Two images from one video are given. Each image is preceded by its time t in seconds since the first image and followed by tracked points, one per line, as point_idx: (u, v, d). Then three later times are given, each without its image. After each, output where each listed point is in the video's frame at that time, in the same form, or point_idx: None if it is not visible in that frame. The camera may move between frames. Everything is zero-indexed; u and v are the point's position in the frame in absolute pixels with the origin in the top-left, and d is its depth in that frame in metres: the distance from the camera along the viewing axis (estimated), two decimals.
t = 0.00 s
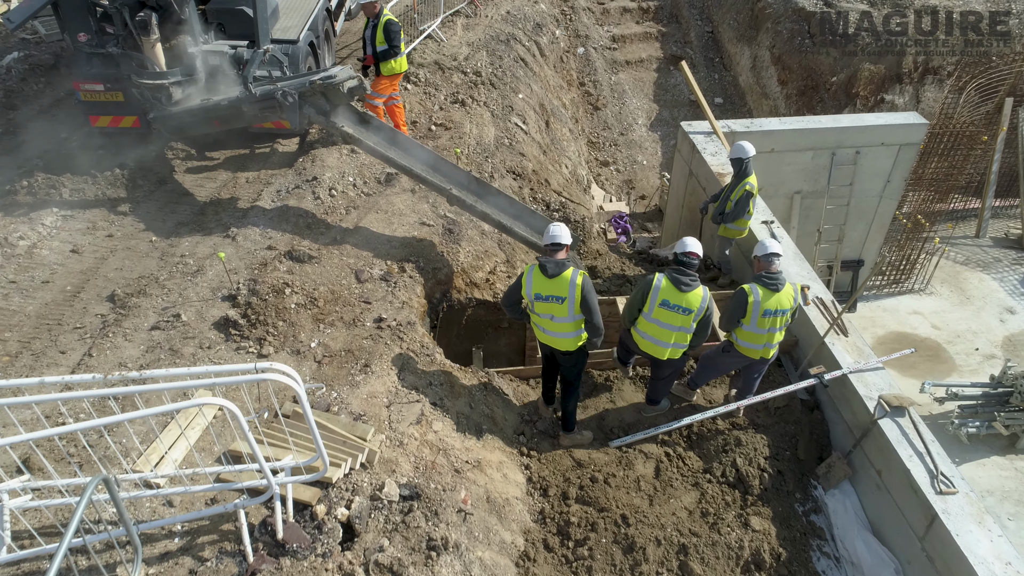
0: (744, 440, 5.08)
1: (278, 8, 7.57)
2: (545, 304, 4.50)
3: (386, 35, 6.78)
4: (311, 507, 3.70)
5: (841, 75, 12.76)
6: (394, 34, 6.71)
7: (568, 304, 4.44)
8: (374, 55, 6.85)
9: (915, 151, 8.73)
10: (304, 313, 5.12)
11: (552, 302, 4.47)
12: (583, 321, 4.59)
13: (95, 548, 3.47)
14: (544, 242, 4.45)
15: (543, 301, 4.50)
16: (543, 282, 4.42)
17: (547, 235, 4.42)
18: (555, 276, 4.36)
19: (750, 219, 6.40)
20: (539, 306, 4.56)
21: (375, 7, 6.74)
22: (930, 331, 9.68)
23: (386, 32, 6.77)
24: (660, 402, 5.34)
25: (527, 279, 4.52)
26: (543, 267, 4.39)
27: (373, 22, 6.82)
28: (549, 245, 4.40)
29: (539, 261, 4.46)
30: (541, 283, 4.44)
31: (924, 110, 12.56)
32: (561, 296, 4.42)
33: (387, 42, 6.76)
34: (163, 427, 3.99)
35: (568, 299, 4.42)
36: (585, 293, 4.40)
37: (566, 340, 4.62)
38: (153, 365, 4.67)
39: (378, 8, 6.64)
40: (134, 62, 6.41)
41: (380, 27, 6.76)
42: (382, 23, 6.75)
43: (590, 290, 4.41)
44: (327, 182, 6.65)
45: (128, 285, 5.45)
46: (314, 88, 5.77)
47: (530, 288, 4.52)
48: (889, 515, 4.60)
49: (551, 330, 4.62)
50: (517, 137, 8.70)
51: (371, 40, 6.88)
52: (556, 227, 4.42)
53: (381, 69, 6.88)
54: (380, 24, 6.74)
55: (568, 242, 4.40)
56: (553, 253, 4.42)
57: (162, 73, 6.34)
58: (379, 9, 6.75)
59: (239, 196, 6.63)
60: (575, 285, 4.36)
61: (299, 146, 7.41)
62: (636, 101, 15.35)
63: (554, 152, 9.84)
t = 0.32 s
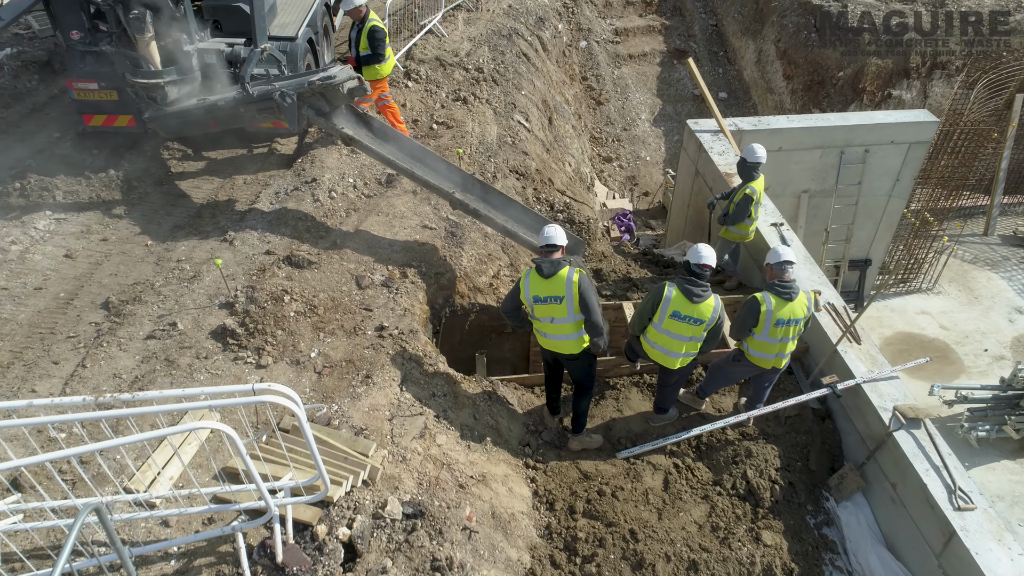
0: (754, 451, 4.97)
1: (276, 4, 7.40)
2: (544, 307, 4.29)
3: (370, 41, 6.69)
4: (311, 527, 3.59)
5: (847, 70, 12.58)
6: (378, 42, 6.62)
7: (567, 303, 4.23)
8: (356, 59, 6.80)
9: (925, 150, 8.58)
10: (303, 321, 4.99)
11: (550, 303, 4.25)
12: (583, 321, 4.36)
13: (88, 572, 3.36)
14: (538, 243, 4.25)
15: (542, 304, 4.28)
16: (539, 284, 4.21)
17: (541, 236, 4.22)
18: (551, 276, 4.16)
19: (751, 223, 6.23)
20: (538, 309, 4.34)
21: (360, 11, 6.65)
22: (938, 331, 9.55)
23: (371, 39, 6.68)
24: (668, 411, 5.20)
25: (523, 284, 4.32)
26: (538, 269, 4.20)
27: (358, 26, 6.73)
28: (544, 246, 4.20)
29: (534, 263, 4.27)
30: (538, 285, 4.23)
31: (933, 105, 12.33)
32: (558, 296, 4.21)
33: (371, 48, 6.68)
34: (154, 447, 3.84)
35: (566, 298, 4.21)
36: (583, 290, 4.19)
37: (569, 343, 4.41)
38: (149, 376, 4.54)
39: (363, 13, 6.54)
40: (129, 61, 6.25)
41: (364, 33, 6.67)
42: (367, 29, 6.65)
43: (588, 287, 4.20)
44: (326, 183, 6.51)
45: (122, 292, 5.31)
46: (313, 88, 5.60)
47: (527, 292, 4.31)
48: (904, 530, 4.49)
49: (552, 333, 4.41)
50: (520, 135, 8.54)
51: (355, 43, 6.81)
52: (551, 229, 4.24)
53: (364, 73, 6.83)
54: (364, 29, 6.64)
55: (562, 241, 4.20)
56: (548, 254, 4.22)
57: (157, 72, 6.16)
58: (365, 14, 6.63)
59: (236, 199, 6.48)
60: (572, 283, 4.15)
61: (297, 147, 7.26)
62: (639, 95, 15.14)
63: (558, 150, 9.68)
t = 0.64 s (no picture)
0: (767, 462, 4.85)
1: None
2: (553, 315, 4.11)
3: (357, 34, 6.45)
4: (312, 549, 3.47)
5: (855, 64, 12.37)
6: (365, 37, 6.38)
7: (577, 313, 4.05)
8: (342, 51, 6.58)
9: (936, 148, 8.42)
10: (303, 330, 4.85)
11: (560, 312, 4.07)
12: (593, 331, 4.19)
13: None
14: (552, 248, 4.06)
15: (551, 312, 4.10)
16: (549, 291, 4.03)
17: (556, 241, 4.03)
18: (562, 284, 3.99)
19: (760, 225, 6.05)
20: (546, 317, 4.16)
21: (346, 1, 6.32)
22: (947, 332, 9.41)
23: (357, 31, 6.44)
24: (678, 421, 5.04)
25: (533, 290, 4.14)
26: (549, 275, 4.02)
27: (344, 16, 6.47)
28: (557, 252, 4.01)
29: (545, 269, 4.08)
30: (548, 292, 4.05)
31: (941, 100, 11.97)
32: (569, 305, 4.02)
33: (357, 41, 6.45)
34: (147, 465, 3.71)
35: (577, 308, 4.03)
36: (595, 300, 4.01)
37: (577, 353, 4.25)
38: (144, 389, 4.40)
39: (349, 6, 6.25)
40: (123, 59, 6.06)
41: (350, 25, 6.41)
42: (354, 21, 6.39)
43: (600, 297, 4.02)
44: (326, 185, 6.35)
45: (117, 298, 5.17)
46: (312, 88, 5.46)
47: (536, 299, 4.13)
48: (921, 545, 4.37)
49: (560, 342, 4.23)
50: (523, 133, 8.36)
51: (342, 33, 6.58)
52: (567, 234, 4.04)
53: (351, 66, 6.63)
54: (351, 21, 6.36)
55: (577, 248, 3.99)
56: (561, 261, 4.03)
57: (153, 70, 6.00)
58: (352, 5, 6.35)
59: (234, 200, 6.32)
60: (584, 292, 3.97)
61: (296, 147, 7.09)
62: (642, 90, 14.91)
63: (561, 147, 9.51)
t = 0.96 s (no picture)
0: (780, 477, 4.71)
1: None
2: (571, 333, 3.92)
3: (349, 28, 6.43)
4: None
5: (863, 59, 12.18)
6: (358, 29, 6.34)
7: (598, 336, 3.86)
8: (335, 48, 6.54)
9: (948, 146, 8.23)
10: (302, 341, 4.70)
11: (580, 332, 3.88)
12: (610, 356, 4.00)
13: None
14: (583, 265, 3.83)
15: (570, 329, 3.91)
16: (573, 309, 3.84)
17: (590, 258, 3.76)
18: (589, 306, 3.79)
19: (771, 230, 5.85)
20: (564, 333, 3.97)
21: None
22: (957, 333, 9.25)
23: (350, 25, 6.40)
24: (688, 434, 4.88)
25: (556, 303, 3.95)
26: (576, 293, 3.81)
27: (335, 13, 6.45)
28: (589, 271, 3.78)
29: (573, 284, 3.87)
30: (571, 309, 3.86)
31: (950, 95, 11.86)
32: (591, 328, 3.83)
33: (350, 36, 6.41)
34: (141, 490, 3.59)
35: (599, 332, 3.83)
36: (619, 328, 3.82)
37: (584, 373, 4.05)
38: (138, 405, 4.25)
39: None
40: (115, 57, 5.88)
41: (342, 20, 6.38)
42: (345, 15, 6.36)
43: (625, 327, 3.83)
44: (325, 188, 6.17)
45: (110, 308, 5.02)
46: (310, 90, 5.26)
47: (558, 312, 3.94)
48: (940, 565, 4.24)
49: (574, 361, 4.05)
50: (527, 132, 8.18)
51: (332, 31, 6.54)
52: (602, 251, 3.78)
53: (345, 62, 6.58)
54: (342, 16, 6.36)
55: (613, 272, 3.74)
56: (591, 280, 3.82)
57: (147, 69, 5.85)
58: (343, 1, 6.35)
59: (231, 204, 6.15)
60: (610, 320, 3.78)
61: (295, 148, 6.92)
62: (646, 84, 14.69)
63: (565, 146, 9.33)
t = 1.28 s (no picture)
0: (795, 497, 4.57)
1: None
2: (597, 355, 3.75)
3: (338, 22, 6.48)
4: None
5: (871, 56, 11.98)
6: (347, 23, 6.41)
7: (623, 365, 3.69)
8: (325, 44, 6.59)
9: (962, 147, 8.05)
10: (301, 357, 4.54)
11: (605, 355, 3.71)
12: (631, 386, 3.82)
13: None
14: (625, 288, 3.65)
15: (597, 351, 3.75)
16: (605, 331, 3.67)
17: (633, 284, 3.58)
18: (622, 333, 3.61)
19: (784, 237, 5.66)
20: (588, 352, 3.81)
21: None
22: (968, 337, 9.08)
23: (338, 19, 6.46)
24: (699, 451, 4.73)
25: (589, 319, 3.77)
26: (612, 315, 3.64)
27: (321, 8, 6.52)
28: (630, 297, 3.59)
29: (611, 304, 3.70)
30: (602, 330, 3.69)
31: (960, 92, 11.63)
32: (619, 354, 3.65)
33: (339, 30, 6.48)
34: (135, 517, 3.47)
35: (625, 361, 3.66)
36: (647, 362, 3.64)
37: (601, 398, 3.89)
38: (131, 425, 4.10)
39: None
40: (107, 60, 5.71)
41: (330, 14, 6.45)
42: (333, 10, 6.42)
43: (653, 362, 3.65)
44: (325, 194, 6.00)
45: (103, 322, 4.86)
46: (308, 94, 5.08)
47: (588, 330, 3.77)
48: None
49: (592, 382, 3.88)
50: (530, 133, 7.99)
51: (321, 27, 6.64)
52: (646, 278, 3.59)
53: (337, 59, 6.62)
54: (330, 10, 6.44)
55: (653, 304, 3.58)
56: (629, 306, 3.64)
57: (140, 72, 5.66)
58: None
59: (227, 210, 5.98)
60: (640, 351, 3.60)
61: (294, 151, 6.74)
62: (650, 80, 14.47)
63: (569, 146, 9.14)
